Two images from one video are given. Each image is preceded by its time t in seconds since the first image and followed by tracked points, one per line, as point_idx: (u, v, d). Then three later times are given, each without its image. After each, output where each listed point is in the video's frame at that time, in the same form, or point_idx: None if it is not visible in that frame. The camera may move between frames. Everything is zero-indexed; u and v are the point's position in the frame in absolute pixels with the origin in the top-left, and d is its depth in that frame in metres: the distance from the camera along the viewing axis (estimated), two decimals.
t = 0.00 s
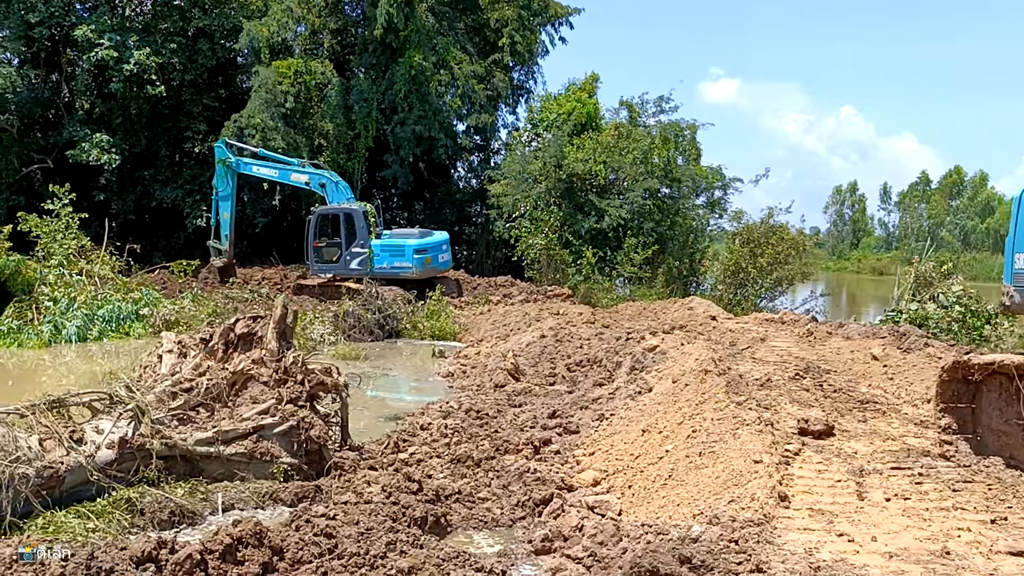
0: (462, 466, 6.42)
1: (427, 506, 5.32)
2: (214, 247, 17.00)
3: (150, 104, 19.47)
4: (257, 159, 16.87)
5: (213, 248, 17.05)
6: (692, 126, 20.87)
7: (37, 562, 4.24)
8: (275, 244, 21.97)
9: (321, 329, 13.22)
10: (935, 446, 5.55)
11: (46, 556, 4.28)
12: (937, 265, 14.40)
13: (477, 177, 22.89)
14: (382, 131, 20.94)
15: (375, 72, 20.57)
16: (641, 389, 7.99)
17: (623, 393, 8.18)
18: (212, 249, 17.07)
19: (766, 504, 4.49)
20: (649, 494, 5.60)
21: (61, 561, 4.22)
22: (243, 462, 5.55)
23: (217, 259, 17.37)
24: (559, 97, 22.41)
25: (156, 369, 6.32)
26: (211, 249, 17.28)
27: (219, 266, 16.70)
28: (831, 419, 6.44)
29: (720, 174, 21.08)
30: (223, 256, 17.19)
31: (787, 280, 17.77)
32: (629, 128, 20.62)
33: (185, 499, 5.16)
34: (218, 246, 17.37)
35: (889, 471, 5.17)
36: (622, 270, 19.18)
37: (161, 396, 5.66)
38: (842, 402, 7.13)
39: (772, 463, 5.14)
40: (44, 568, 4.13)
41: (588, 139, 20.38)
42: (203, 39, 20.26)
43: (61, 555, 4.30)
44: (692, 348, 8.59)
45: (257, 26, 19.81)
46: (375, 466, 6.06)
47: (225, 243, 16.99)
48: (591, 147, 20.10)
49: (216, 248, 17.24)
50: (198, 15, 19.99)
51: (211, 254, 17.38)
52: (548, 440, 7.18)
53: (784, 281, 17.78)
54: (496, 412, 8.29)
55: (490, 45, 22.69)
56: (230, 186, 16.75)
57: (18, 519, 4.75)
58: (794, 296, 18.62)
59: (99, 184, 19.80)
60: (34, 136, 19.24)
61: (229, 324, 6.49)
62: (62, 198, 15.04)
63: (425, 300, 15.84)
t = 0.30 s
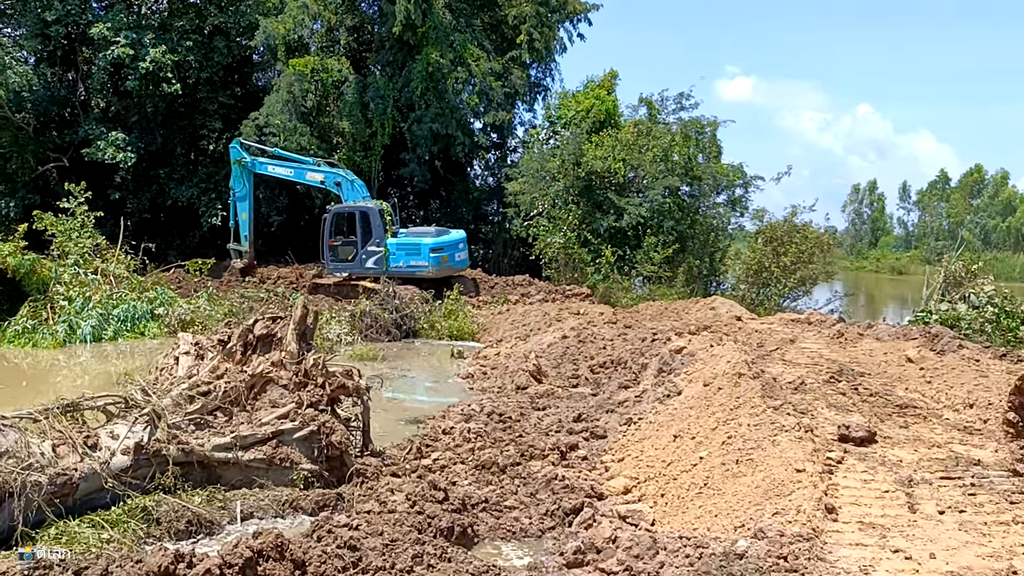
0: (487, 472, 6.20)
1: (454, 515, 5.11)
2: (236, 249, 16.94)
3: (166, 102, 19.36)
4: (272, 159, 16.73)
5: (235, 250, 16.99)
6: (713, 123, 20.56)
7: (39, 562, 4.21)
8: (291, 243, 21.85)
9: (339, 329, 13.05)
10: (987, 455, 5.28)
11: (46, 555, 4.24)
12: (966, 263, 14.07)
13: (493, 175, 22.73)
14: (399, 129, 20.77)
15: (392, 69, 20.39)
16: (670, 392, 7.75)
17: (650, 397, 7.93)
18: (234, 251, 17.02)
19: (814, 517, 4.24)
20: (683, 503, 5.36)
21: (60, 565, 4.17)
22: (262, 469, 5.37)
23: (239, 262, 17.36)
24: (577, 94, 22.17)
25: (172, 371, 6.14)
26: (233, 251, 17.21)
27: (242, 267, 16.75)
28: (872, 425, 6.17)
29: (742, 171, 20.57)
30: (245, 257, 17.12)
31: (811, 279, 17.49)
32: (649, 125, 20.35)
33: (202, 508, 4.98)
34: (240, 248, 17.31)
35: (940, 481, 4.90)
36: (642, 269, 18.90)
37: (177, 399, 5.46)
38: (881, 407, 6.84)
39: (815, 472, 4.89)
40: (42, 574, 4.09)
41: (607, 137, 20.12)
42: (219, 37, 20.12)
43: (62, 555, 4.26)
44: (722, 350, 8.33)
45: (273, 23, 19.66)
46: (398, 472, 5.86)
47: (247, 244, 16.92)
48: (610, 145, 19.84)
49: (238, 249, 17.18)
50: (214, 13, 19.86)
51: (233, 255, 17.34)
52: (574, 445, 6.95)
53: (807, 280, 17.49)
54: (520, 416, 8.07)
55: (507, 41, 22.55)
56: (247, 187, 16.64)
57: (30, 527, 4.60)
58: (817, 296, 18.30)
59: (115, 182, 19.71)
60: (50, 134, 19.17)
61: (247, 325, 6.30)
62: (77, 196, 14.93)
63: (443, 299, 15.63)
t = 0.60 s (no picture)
0: (502, 486, 6.07)
1: (471, 533, 4.98)
2: (244, 258, 16.87)
3: (169, 110, 19.27)
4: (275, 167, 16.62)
5: (243, 260, 16.93)
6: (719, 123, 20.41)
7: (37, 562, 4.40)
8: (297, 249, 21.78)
9: (346, 337, 12.93)
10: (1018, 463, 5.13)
11: (44, 556, 4.43)
12: (978, 262, 13.92)
13: (498, 178, 22.58)
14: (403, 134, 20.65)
15: (396, 73, 20.27)
16: (685, 400, 7.61)
17: (665, 404, 7.79)
18: (244, 261, 16.97)
19: (845, 534, 4.11)
20: (705, 517, 5.22)
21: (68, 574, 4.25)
22: (273, 486, 5.26)
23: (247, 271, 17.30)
24: (581, 96, 22.04)
25: (180, 387, 6.03)
26: (242, 261, 17.15)
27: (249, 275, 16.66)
28: (897, 433, 6.01)
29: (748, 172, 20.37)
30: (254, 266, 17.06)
31: (820, 279, 17.35)
32: (654, 126, 20.19)
33: (212, 528, 4.87)
34: (249, 257, 17.24)
35: (972, 493, 4.76)
36: (649, 271, 18.75)
37: (185, 416, 5.34)
38: (902, 413, 6.69)
39: (843, 485, 4.75)
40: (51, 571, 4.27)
41: (612, 139, 19.99)
42: (222, 43, 20.01)
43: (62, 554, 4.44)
44: (737, 356, 8.18)
45: (275, 29, 19.56)
46: (412, 487, 5.74)
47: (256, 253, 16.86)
48: (615, 147, 19.71)
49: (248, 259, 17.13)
50: (216, 19, 19.76)
51: (242, 265, 17.29)
52: (590, 455, 6.81)
53: (817, 281, 17.34)
54: (532, 425, 7.93)
55: (510, 44, 22.41)
56: (252, 196, 16.54)
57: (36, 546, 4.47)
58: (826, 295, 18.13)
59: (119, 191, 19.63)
60: (53, 144, 19.08)
61: (256, 339, 6.18)
62: (81, 206, 14.83)
63: (450, 304, 15.49)
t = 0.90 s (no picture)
0: (514, 488, 5.97)
1: (485, 537, 4.90)
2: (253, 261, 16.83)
3: (174, 111, 19.21)
4: (279, 170, 16.52)
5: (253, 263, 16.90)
6: (726, 121, 20.29)
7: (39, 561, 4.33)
8: (302, 250, 21.73)
9: (353, 338, 12.85)
10: None
11: (46, 555, 4.35)
12: (989, 260, 13.79)
13: (503, 178, 22.46)
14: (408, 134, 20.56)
15: (401, 73, 20.19)
16: (698, 400, 7.52)
17: (678, 405, 7.69)
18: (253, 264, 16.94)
19: (869, 538, 4.03)
20: (722, 519, 5.12)
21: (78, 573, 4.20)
22: (283, 490, 5.17)
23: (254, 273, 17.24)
24: (587, 95, 21.95)
25: (189, 389, 5.94)
26: (251, 264, 17.11)
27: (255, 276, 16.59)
28: (917, 433, 5.91)
29: (755, 170, 20.23)
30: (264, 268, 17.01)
31: (829, 278, 17.23)
32: (660, 125, 20.08)
33: (222, 533, 4.79)
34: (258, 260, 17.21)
35: (999, 495, 4.64)
36: (656, 270, 18.63)
37: (194, 419, 5.25)
38: (920, 413, 6.57)
39: (865, 487, 4.66)
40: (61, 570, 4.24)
41: (617, 138, 19.89)
42: (226, 44, 19.94)
43: (62, 554, 4.38)
44: (750, 355, 8.09)
45: (280, 30, 19.48)
46: (424, 490, 5.66)
47: (264, 256, 16.81)
48: (621, 146, 19.61)
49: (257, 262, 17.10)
50: (220, 20, 19.69)
51: (251, 268, 17.24)
52: (602, 457, 6.71)
53: (825, 279, 17.22)
54: (543, 426, 7.83)
55: (515, 44, 22.29)
56: (258, 199, 16.47)
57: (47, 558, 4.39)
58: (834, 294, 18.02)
59: (124, 193, 19.57)
60: (58, 145, 19.03)
61: (265, 341, 6.09)
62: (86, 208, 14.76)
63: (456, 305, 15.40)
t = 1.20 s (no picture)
0: (526, 491, 5.85)
1: (501, 542, 4.80)
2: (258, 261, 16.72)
3: (176, 109, 19.08)
4: (281, 170, 16.39)
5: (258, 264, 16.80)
6: (731, 120, 20.16)
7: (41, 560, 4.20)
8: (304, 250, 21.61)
9: (357, 337, 12.71)
10: None
11: (46, 554, 4.21)
12: (999, 260, 13.66)
13: (506, 177, 22.27)
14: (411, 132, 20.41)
15: (404, 71, 20.05)
16: (711, 402, 7.40)
17: (691, 406, 7.57)
18: (258, 265, 16.85)
19: (900, 544, 3.96)
20: (742, 524, 4.98)
21: None
22: (292, 492, 5.05)
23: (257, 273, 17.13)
24: (591, 94, 21.83)
25: (195, 389, 5.84)
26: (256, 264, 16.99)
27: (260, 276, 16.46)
28: (939, 435, 5.78)
29: (760, 170, 20.10)
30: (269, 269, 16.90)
31: (835, 278, 17.10)
32: (665, 124, 19.94)
33: (230, 537, 4.67)
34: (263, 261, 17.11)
35: None
36: (661, 270, 18.50)
37: (201, 419, 5.12)
38: (939, 415, 6.44)
39: (892, 491, 4.55)
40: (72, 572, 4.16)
41: (622, 137, 19.75)
42: (228, 42, 19.81)
43: (61, 555, 4.26)
44: (763, 356, 7.97)
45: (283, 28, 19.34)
46: (436, 493, 5.55)
47: (269, 256, 16.70)
48: (625, 145, 19.47)
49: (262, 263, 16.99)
50: (223, 18, 19.56)
51: (256, 269, 17.13)
52: (615, 459, 6.57)
53: (832, 279, 17.08)
54: (553, 427, 7.69)
55: (519, 42, 22.14)
56: (261, 200, 16.36)
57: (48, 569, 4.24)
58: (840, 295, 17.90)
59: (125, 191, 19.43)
60: (59, 144, 18.90)
61: (274, 340, 5.97)
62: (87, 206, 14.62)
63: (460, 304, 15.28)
